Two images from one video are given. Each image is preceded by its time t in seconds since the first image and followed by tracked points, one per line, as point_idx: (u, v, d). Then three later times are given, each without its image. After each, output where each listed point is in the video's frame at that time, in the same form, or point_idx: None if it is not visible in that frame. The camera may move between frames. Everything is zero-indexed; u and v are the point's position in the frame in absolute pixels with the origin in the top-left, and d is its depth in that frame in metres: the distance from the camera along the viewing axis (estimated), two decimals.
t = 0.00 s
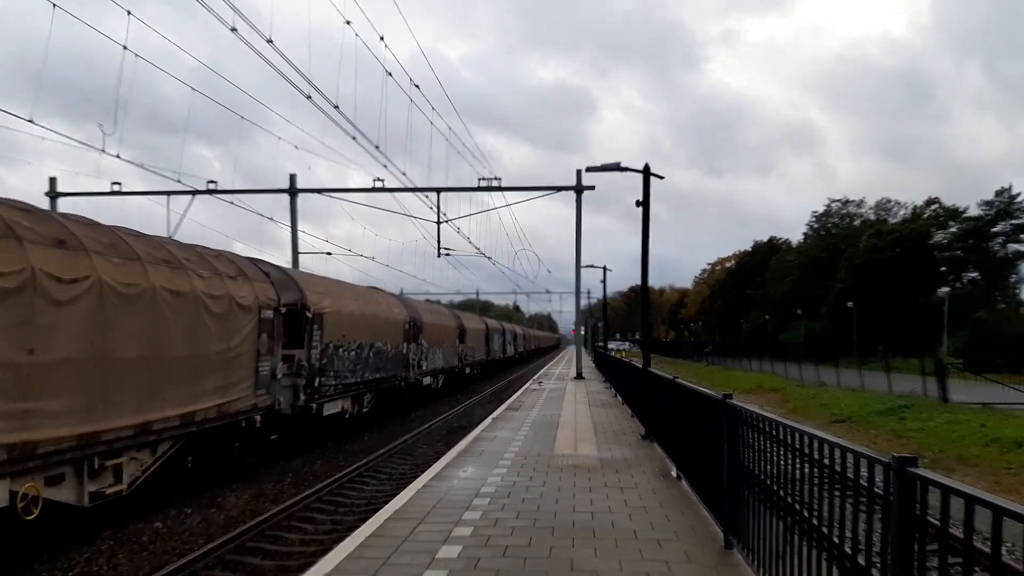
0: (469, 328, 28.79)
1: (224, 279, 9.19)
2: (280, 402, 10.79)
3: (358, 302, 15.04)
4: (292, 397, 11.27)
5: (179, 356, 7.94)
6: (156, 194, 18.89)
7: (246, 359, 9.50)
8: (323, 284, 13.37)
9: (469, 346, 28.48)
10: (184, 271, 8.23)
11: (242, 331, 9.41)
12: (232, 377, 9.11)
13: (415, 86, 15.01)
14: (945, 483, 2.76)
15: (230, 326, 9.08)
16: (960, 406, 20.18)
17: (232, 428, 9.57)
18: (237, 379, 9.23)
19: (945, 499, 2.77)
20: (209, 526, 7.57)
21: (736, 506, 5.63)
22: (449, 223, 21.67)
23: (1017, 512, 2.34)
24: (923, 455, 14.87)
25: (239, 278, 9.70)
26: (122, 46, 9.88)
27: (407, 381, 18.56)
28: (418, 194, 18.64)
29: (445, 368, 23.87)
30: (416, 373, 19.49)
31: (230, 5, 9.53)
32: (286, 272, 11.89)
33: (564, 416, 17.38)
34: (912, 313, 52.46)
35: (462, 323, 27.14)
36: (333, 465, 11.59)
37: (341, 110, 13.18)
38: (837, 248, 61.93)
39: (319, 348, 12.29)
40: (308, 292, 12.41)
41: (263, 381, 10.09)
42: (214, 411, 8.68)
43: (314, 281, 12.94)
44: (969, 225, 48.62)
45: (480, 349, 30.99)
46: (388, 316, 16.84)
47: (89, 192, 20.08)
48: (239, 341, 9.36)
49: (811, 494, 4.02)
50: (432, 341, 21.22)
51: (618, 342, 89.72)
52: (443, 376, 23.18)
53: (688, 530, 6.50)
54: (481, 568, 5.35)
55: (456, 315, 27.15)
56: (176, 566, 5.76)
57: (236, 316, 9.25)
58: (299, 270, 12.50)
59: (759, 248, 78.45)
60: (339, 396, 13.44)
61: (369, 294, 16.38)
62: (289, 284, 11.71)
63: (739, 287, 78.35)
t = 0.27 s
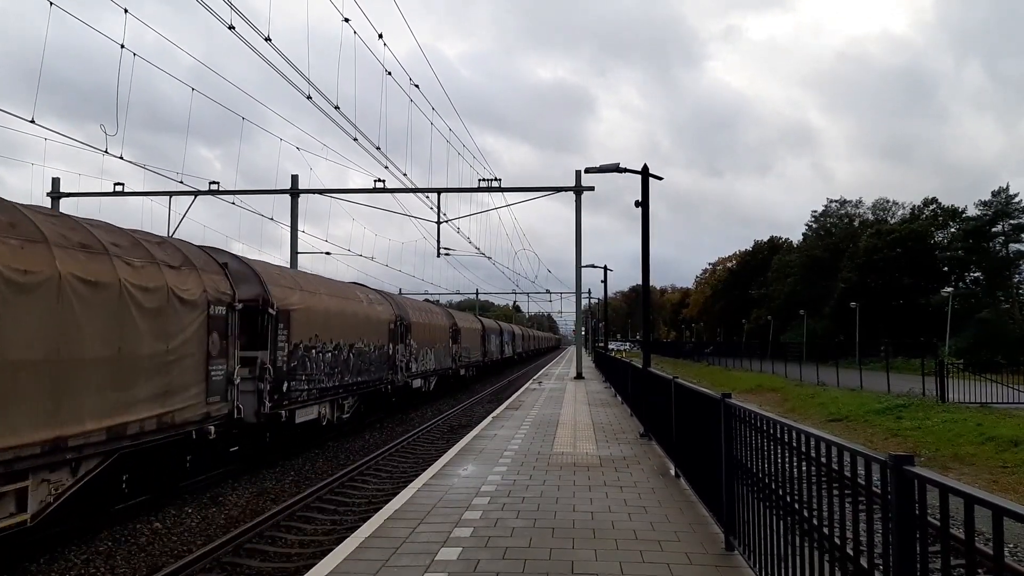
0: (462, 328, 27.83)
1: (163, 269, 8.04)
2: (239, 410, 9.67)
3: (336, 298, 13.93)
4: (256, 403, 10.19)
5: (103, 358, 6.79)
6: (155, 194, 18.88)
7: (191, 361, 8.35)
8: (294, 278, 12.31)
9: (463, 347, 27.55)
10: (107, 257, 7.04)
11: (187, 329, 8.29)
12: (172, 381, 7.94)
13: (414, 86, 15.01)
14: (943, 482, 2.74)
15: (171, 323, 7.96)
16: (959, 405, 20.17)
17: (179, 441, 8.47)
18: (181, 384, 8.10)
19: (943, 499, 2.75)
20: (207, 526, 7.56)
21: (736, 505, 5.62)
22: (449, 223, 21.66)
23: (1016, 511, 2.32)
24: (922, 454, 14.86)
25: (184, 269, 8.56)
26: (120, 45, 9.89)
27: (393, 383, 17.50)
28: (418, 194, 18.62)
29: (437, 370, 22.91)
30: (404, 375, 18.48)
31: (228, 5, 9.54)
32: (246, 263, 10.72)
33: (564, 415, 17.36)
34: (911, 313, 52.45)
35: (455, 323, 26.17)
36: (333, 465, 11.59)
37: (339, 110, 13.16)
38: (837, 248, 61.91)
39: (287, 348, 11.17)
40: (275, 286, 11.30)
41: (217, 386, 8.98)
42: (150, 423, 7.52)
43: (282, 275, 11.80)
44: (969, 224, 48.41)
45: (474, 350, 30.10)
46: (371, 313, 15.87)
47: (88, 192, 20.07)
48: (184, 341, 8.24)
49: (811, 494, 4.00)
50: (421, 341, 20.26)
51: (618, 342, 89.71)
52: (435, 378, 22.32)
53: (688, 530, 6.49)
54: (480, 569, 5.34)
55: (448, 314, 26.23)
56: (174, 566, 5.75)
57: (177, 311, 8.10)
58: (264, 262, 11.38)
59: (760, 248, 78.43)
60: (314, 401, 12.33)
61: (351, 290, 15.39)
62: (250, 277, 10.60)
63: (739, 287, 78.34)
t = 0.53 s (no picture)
0: (455, 327, 26.60)
1: (84, 253, 6.76)
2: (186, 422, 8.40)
3: (310, 293, 12.53)
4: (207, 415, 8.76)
5: None
6: (155, 194, 18.88)
7: (119, 366, 7.07)
8: (262, 270, 11.00)
9: (456, 347, 26.36)
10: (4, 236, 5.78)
11: (111, 327, 6.95)
12: (91, 393, 6.63)
13: (414, 86, 15.01)
14: (943, 481, 2.75)
15: (87, 321, 6.62)
16: (959, 405, 20.17)
17: (101, 459, 7.17)
18: (99, 393, 6.73)
19: (943, 499, 2.76)
20: (208, 526, 7.57)
21: (736, 505, 5.63)
22: (449, 222, 21.67)
23: (1016, 511, 2.32)
24: (922, 454, 14.87)
25: (114, 256, 7.27)
26: (121, 45, 9.90)
27: (378, 387, 16.23)
28: (418, 194, 18.63)
29: (427, 372, 21.70)
30: (391, 378, 17.21)
31: (229, 5, 9.56)
32: (200, 252, 9.33)
33: (564, 415, 17.36)
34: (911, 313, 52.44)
35: (447, 322, 24.96)
36: (333, 465, 11.60)
37: (340, 110, 13.15)
38: (837, 247, 61.89)
39: (247, 350, 9.80)
40: (237, 280, 9.93)
41: (150, 395, 7.61)
42: (59, 441, 6.18)
43: (245, 267, 10.42)
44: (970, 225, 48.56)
45: (468, 350, 28.97)
46: (354, 311, 14.65)
47: (88, 192, 20.06)
48: (106, 342, 6.89)
49: (810, 493, 4.01)
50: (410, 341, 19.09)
51: (618, 342, 89.71)
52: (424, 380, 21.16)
53: (688, 530, 6.49)
54: (481, 568, 5.34)
55: (441, 312, 25.07)
56: (175, 566, 5.76)
57: (96, 305, 6.76)
58: (223, 251, 10.02)
59: (759, 248, 78.43)
60: (279, 409, 10.88)
61: (331, 286, 14.14)
62: (203, 268, 9.17)
63: (739, 287, 78.36)
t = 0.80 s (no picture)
0: (447, 326, 25.34)
1: None
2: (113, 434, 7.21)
3: (275, 287, 11.32)
4: (143, 428, 7.64)
5: None
6: (155, 194, 18.87)
7: (18, 366, 5.91)
8: (217, 260, 9.84)
9: (448, 346, 25.13)
10: None
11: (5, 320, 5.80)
12: None
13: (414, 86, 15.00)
14: (944, 482, 2.72)
15: None
16: (960, 405, 20.16)
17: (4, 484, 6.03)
18: None
19: (944, 500, 2.73)
20: (206, 527, 7.52)
21: (737, 506, 5.59)
22: (449, 222, 21.67)
23: (1018, 512, 2.29)
24: (923, 454, 14.86)
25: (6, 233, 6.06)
26: (119, 45, 9.88)
27: (360, 391, 15.01)
28: (418, 194, 18.62)
29: (416, 374, 20.46)
30: (374, 380, 15.99)
31: (228, 5, 9.54)
32: (131, 237, 8.11)
33: (564, 415, 17.33)
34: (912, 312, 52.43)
35: (438, 320, 23.75)
36: (332, 465, 11.58)
37: (340, 109, 13.13)
38: (837, 247, 61.89)
39: (193, 350, 8.64)
40: (179, 269, 8.73)
41: (59, 405, 6.39)
42: None
43: (193, 255, 9.24)
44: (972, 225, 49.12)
45: (461, 349, 27.74)
46: (332, 308, 13.53)
47: (88, 193, 20.05)
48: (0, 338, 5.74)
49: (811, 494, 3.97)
50: (397, 342, 17.92)
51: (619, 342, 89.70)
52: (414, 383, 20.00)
53: (689, 530, 6.45)
54: (480, 571, 5.30)
55: (432, 310, 23.83)
56: (172, 568, 5.73)
57: None
58: (161, 236, 8.81)
59: (760, 248, 78.39)
60: (238, 417, 9.72)
61: (306, 280, 13.03)
62: (135, 256, 7.98)
63: (739, 287, 78.34)
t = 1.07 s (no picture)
0: (437, 326, 23.94)
1: None
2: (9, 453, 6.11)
3: (234, 281, 10.04)
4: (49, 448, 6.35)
5: None
6: (156, 194, 18.92)
7: None
8: (156, 247, 8.54)
9: (439, 347, 23.77)
10: None
11: None
12: None
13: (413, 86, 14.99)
14: (942, 482, 2.73)
15: None
16: (960, 405, 20.13)
17: None
18: None
19: (942, 499, 2.75)
20: (207, 527, 7.54)
21: (737, 505, 5.61)
22: (448, 222, 21.70)
23: (1016, 512, 2.30)
24: (922, 454, 14.86)
25: None
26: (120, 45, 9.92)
27: (336, 397, 13.60)
28: (417, 194, 18.63)
29: (403, 378, 19.07)
30: (353, 385, 14.57)
31: (228, 4, 9.57)
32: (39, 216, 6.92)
33: (564, 416, 17.33)
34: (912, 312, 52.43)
35: (428, 320, 22.36)
36: (333, 465, 11.60)
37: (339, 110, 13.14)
38: (837, 247, 61.84)
39: (121, 351, 7.33)
40: (107, 256, 7.43)
41: None
42: None
43: (126, 240, 7.98)
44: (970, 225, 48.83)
45: (452, 351, 26.29)
46: (302, 303, 12.21)
47: (89, 193, 20.12)
48: None
49: (811, 494, 3.99)
50: (378, 342, 16.56)
51: (619, 342, 89.71)
52: (399, 386, 18.62)
53: (688, 530, 6.47)
54: (480, 570, 5.32)
55: (421, 309, 22.45)
56: (173, 567, 5.74)
57: None
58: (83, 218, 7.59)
59: (760, 248, 78.36)
60: (181, 430, 8.33)
61: (273, 273, 11.77)
62: (43, 238, 6.82)
63: (739, 287, 78.31)
